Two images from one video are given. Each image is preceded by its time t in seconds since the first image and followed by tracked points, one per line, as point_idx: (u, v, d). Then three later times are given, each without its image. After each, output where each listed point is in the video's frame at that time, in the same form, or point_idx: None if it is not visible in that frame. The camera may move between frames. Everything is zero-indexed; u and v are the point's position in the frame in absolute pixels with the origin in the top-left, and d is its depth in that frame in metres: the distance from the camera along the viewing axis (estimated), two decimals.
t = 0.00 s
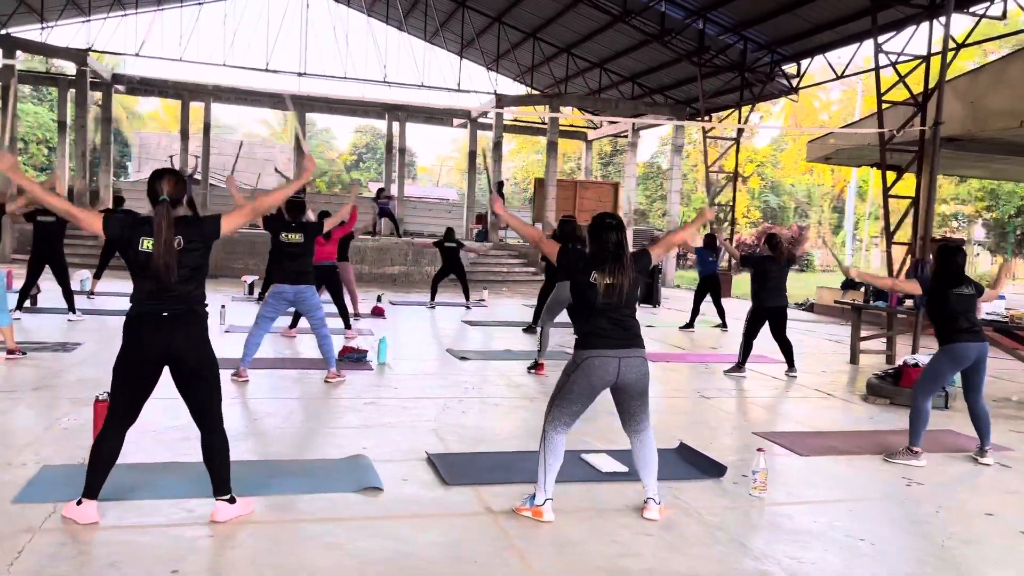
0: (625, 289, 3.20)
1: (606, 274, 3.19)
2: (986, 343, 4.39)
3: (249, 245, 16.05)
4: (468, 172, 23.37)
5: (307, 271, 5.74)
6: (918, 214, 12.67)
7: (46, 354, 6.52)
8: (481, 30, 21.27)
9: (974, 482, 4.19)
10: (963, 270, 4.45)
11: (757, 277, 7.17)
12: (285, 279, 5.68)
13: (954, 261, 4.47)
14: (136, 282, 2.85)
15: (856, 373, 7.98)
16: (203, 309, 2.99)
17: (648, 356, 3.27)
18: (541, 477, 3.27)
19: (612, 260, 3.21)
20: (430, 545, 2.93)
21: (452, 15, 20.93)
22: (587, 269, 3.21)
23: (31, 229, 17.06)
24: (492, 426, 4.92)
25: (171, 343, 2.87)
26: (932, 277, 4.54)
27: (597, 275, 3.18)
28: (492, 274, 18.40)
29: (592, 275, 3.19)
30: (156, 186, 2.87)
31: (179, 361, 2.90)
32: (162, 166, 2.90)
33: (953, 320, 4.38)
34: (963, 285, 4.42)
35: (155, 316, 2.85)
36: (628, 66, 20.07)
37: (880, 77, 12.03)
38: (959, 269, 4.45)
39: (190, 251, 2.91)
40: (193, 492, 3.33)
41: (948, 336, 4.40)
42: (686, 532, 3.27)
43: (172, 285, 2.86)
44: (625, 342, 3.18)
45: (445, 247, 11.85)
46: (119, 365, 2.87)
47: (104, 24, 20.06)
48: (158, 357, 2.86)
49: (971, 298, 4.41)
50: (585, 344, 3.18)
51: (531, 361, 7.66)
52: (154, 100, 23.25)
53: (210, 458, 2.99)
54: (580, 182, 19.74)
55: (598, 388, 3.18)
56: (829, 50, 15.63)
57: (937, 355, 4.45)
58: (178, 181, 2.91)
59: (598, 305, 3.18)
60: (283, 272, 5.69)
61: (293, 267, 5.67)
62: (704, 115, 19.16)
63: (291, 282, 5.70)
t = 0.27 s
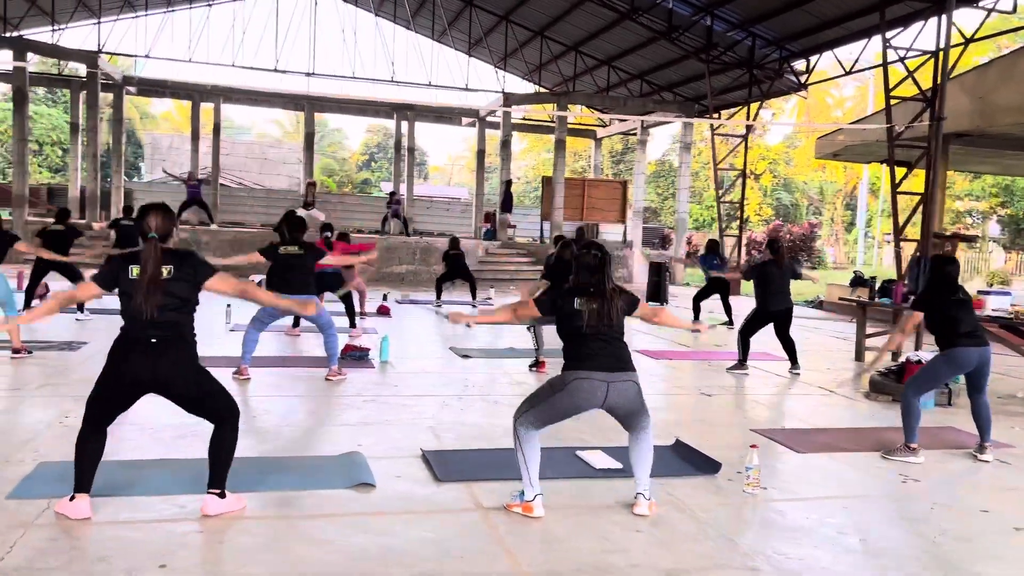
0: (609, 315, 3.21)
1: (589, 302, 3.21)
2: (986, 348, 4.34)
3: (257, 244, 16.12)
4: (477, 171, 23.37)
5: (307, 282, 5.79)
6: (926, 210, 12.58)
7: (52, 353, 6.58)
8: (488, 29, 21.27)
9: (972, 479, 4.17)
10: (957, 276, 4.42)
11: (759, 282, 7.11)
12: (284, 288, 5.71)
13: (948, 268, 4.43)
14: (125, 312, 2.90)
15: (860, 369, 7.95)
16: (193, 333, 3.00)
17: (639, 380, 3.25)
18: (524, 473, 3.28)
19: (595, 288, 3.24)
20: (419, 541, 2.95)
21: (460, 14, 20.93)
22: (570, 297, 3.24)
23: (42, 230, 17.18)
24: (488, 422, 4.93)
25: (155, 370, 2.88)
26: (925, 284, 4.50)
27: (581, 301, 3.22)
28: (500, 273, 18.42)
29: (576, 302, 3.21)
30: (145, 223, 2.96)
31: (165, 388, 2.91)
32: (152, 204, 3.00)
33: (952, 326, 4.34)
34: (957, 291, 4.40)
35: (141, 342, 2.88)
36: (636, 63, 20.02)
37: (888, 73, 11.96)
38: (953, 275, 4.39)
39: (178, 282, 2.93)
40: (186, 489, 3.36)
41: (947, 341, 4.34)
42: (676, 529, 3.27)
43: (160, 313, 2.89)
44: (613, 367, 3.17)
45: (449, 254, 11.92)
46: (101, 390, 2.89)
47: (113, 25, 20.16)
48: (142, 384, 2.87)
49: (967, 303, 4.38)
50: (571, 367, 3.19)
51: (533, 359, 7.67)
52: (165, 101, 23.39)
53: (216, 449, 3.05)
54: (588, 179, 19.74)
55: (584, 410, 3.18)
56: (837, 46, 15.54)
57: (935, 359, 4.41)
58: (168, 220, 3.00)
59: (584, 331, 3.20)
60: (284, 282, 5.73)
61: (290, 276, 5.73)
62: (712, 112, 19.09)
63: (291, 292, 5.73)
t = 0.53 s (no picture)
0: (599, 340, 3.23)
1: (579, 327, 3.23)
2: (987, 350, 4.33)
3: (266, 243, 16.19)
4: (485, 169, 23.36)
5: (308, 292, 5.81)
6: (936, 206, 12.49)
7: (58, 352, 6.64)
8: (496, 28, 21.27)
9: (970, 476, 4.14)
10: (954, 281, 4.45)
11: (763, 294, 7.08)
12: (284, 298, 5.74)
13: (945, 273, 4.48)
14: (118, 349, 2.93)
15: (865, 366, 7.91)
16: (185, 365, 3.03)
17: (629, 401, 3.29)
18: (513, 472, 3.29)
19: (584, 313, 3.26)
20: (408, 538, 2.95)
21: (468, 13, 20.95)
22: (560, 320, 3.27)
23: (54, 230, 17.32)
24: (487, 420, 4.94)
25: (148, 403, 2.90)
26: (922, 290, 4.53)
27: (570, 325, 3.24)
28: (509, 271, 18.40)
29: (566, 327, 3.24)
30: (139, 270, 3.00)
31: (159, 420, 2.94)
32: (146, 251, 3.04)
33: (952, 328, 4.34)
34: (955, 296, 4.44)
35: (134, 375, 2.90)
36: (644, 61, 19.97)
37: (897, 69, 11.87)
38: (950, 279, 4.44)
39: (173, 321, 2.98)
40: (180, 486, 3.39)
41: (949, 342, 4.34)
42: (668, 526, 3.27)
43: (152, 349, 2.91)
44: (603, 391, 3.22)
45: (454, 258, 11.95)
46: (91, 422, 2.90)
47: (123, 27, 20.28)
48: (135, 417, 2.90)
49: (966, 307, 4.38)
50: (560, 388, 3.23)
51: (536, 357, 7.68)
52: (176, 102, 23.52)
53: (215, 454, 3.06)
54: (597, 177, 19.70)
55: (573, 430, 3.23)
56: (845, 41, 15.44)
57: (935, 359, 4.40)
58: (162, 265, 3.04)
59: (573, 354, 3.22)
60: (284, 293, 5.76)
61: (292, 288, 5.75)
62: (720, 109, 19.01)
63: (291, 302, 5.76)
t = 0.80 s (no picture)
0: (591, 349, 3.21)
1: (572, 335, 3.21)
2: (987, 348, 4.30)
3: (272, 242, 16.24)
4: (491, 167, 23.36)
5: (307, 294, 5.82)
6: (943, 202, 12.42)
7: (61, 351, 6.68)
8: (501, 25, 21.25)
9: (968, 473, 4.11)
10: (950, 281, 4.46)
11: (765, 295, 7.05)
12: (283, 301, 5.74)
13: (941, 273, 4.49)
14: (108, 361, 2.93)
15: (868, 363, 7.88)
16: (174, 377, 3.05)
17: (620, 408, 3.30)
18: (504, 468, 3.29)
19: (577, 321, 3.23)
20: (398, 536, 2.95)
21: (473, 11, 20.94)
22: (553, 327, 3.25)
23: (61, 230, 17.41)
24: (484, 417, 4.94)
25: (134, 415, 2.93)
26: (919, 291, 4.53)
27: (563, 332, 3.22)
28: (515, 269, 18.40)
29: (559, 334, 3.22)
30: (132, 288, 2.98)
31: (145, 432, 2.97)
32: (139, 268, 3.01)
33: (953, 326, 4.31)
34: (953, 294, 4.42)
35: (122, 387, 2.93)
36: (650, 58, 19.92)
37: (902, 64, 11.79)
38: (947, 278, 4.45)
39: (166, 338, 2.97)
40: (174, 484, 3.41)
41: (950, 340, 4.31)
42: (660, 523, 3.26)
43: (143, 363, 2.92)
44: (593, 400, 3.23)
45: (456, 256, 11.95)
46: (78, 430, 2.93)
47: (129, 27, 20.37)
48: (122, 428, 2.93)
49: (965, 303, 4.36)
50: (551, 396, 3.23)
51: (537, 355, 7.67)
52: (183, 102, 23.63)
53: (205, 452, 3.10)
54: (602, 174, 19.66)
55: (563, 436, 3.25)
56: (851, 37, 15.36)
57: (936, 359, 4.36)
58: (155, 283, 3.02)
59: (565, 362, 3.22)
60: (283, 295, 5.76)
61: (290, 290, 5.76)
62: (726, 105, 18.95)
63: (290, 304, 5.75)
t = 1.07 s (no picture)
0: (581, 331, 3.20)
1: (560, 318, 3.21)
2: (982, 338, 4.28)
3: (274, 240, 16.25)
4: (493, 164, 23.34)
5: (304, 286, 5.79)
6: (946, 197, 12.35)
7: (58, 349, 6.69)
8: (503, 22, 21.20)
9: (962, 468, 4.09)
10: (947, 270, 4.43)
11: (763, 282, 7.03)
12: (280, 292, 5.70)
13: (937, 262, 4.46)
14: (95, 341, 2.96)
15: (868, 358, 7.85)
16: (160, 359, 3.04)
17: (609, 394, 3.26)
18: (494, 465, 3.27)
19: (566, 304, 3.23)
20: (385, 532, 2.94)
21: (474, 8, 20.90)
22: (543, 310, 3.26)
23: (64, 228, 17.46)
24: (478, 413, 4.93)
25: (120, 395, 2.92)
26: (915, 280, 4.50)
27: (551, 315, 3.22)
28: (517, 267, 18.39)
29: (548, 318, 3.22)
30: (120, 265, 3.05)
31: (131, 414, 2.95)
32: (126, 247, 3.10)
33: (948, 316, 4.29)
34: (950, 284, 4.40)
35: (108, 368, 2.92)
36: (652, 54, 19.86)
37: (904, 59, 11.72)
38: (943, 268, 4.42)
39: (151, 316, 3.01)
40: (164, 480, 3.41)
41: (944, 330, 4.29)
42: (649, 519, 3.25)
43: (129, 342, 2.92)
44: (581, 383, 3.19)
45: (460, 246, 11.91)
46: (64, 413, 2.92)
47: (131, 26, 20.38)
48: (108, 410, 2.92)
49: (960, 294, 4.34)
50: (540, 381, 3.22)
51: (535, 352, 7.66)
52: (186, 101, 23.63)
53: (189, 449, 3.09)
54: (604, 172, 19.61)
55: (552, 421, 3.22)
56: (853, 32, 15.28)
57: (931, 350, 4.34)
58: (141, 262, 3.09)
59: (554, 345, 3.20)
60: (280, 286, 5.72)
61: (288, 281, 5.73)
62: (728, 101, 18.89)
63: (286, 296, 5.71)
